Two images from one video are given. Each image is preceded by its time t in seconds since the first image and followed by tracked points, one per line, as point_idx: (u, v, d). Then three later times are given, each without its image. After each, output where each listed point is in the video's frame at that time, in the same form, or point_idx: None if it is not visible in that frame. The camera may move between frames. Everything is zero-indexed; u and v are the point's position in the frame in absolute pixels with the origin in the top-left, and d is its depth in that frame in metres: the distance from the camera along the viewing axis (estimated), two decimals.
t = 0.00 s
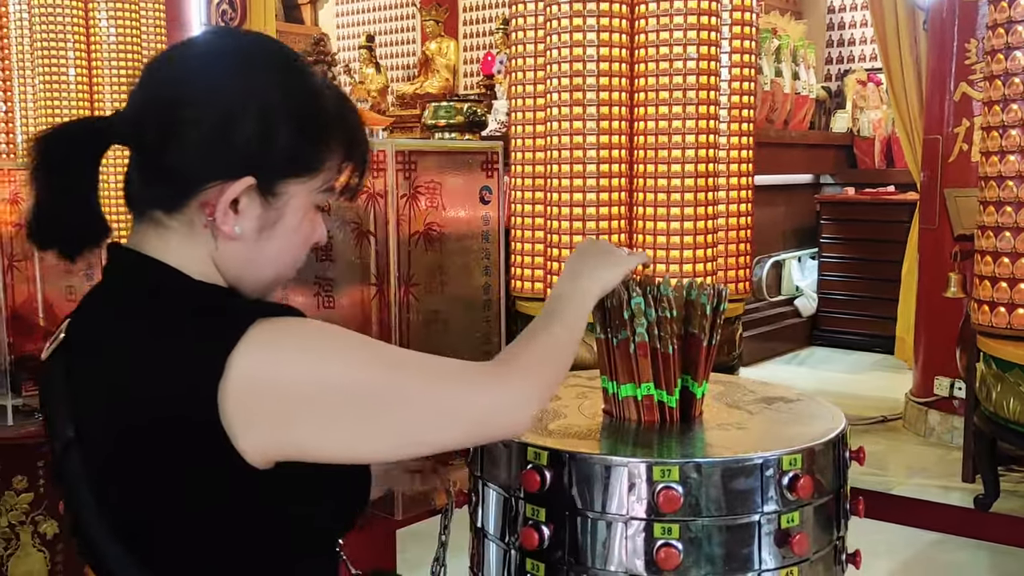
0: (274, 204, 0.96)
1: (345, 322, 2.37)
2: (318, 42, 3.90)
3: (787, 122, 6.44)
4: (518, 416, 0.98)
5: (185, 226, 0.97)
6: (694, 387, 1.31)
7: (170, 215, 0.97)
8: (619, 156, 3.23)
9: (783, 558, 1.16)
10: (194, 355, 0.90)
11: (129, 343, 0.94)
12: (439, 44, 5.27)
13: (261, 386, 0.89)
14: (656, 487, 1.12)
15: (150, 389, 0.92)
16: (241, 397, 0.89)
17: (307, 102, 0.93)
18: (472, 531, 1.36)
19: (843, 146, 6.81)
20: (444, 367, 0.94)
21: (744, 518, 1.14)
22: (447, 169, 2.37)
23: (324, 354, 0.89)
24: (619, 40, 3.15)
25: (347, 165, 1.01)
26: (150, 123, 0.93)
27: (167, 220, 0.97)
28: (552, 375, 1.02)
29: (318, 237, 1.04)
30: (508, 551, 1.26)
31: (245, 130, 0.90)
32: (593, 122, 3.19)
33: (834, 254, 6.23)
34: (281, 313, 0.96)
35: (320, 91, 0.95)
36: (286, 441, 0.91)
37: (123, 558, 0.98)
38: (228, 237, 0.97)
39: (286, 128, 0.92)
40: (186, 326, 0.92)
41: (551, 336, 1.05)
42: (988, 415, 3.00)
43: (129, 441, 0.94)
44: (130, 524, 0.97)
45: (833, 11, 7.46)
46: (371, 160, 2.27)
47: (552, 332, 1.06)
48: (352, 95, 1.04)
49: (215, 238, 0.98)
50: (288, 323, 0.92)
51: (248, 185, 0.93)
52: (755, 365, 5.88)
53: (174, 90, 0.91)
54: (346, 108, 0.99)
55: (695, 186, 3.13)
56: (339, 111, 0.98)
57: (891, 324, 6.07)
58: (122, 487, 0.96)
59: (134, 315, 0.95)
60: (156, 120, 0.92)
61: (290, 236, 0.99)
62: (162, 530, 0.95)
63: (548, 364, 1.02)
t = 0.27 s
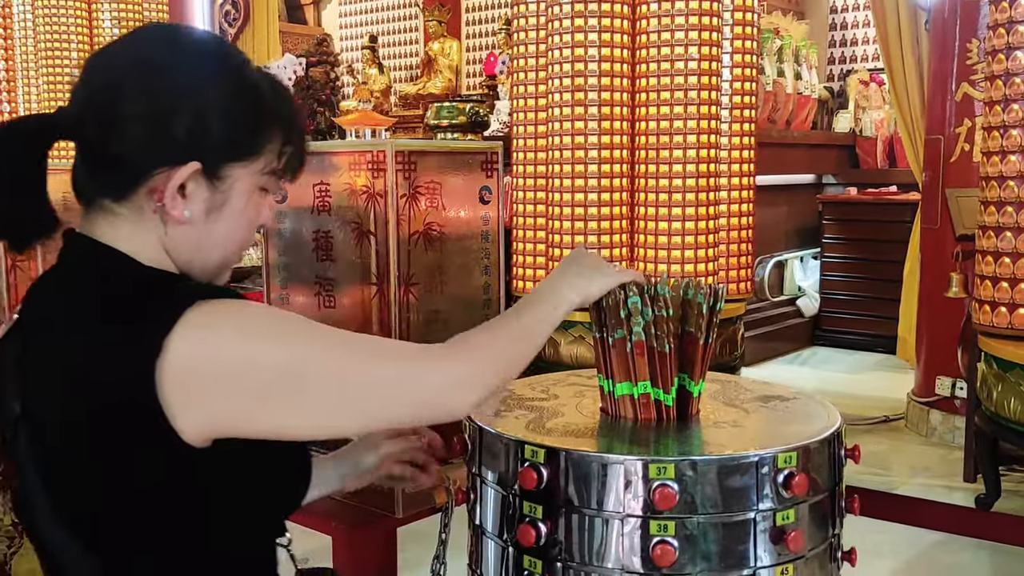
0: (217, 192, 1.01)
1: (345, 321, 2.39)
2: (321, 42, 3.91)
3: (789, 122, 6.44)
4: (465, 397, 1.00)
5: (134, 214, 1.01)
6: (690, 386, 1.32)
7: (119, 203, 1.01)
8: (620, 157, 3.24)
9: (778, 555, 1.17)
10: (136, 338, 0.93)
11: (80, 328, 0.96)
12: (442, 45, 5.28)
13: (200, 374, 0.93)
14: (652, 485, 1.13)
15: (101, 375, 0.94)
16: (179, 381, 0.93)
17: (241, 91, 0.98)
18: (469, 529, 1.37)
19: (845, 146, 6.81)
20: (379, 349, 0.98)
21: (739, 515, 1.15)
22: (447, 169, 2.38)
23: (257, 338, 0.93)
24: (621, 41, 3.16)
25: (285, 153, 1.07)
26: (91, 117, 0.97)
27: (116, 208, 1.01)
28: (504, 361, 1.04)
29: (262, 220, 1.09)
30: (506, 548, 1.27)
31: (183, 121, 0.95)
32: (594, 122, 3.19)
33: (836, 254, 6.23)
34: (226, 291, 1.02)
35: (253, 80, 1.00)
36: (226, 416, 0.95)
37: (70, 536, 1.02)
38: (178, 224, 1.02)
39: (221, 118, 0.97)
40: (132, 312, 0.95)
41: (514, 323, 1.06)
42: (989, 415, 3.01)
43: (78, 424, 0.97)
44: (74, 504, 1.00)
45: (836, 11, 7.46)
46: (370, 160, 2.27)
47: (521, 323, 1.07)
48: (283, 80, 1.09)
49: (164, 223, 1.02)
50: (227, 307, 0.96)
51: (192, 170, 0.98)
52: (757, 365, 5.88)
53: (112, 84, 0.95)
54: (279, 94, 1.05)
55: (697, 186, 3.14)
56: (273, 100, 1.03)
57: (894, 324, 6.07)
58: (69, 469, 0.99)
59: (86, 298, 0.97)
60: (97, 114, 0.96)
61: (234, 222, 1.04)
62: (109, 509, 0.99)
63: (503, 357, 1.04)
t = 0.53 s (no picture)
0: (183, 181, 1.03)
1: (350, 320, 2.39)
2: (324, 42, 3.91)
3: (790, 122, 6.45)
4: (405, 445, 1.04)
5: (102, 211, 1.04)
6: (692, 383, 1.33)
7: (87, 199, 1.03)
8: (622, 158, 3.25)
9: (780, 551, 1.18)
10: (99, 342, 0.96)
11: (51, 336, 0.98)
12: (444, 45, 5.29)
13: (158, 369, 0.95)
14: (655, 481, 1.14)
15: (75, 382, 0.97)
16: (136, 380, 0.96)
17: (203, 93, 1.01)
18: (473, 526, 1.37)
19: (847, 146, 6.81)
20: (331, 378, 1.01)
21: (741, 511, 1.15)
22: (449, 169, 2.39)
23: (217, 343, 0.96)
24: (623, 41, 3.17)
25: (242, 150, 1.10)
26: (57, 114, 0.99)
27: (84, 204, 1.04)
28: (446, 409, 1.07)
29: (228, 212, 1.12)
30: (509, 544, 1.27)
31: (145, 120, 0.98)
32: (596, 122, 3.21)
33: (838, 254, 6.23)
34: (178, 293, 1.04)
35: (216, 83, 1.03)
36: (166, 420, 0.97)
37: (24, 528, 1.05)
38: (146, 215, 1.04)
39: (184, 118, 1.00)
40: (89, 307, 0.98)
41: (462, 373, 1.10)
42: (991, 414, 3.02)
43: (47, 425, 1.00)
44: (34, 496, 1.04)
45: (837, 10, 7.47)
46: (373, 160, 2.28)
47: (469, 373, 1.10)
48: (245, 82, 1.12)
49: (133, 216, 1.04)
50: (187, 306, 0.99)
51: (158, 163, 1.00)
52: (759, 365, 5.89)
53: (78, 84, 0.98)
54: (242, 97, 1.08)
55: (698, 186, 3.14)
56: (236, 104, 1.06)
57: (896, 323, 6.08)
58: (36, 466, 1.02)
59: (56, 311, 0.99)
60: (63, 113, 0.99)
61: (199, 212, 1.07)
62: (68, 506, 1.03)
63: (444, 408, 1.07)
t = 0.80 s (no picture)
0: (185, 178, 1.04)
1: (352, 321, 2.40)
2: (325, 43, 3.92)
3: (791, 122, 6.45)
4: (332, 549, 1.04)
5: (105, 211, 1.03)
6: (696, 386, 1.33)
7: (91, 199, 1.03)
8: (623, 159, 3.26)
9: (782, 552, 1.18)
10: (82, 360, 0.97)
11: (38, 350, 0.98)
12: (445, 45, 5.29)
13: (132, 387, 0.96)
14: (658, 482, 1.14)
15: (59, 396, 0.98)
16: (109, 395, 0.96)
17: (199, 96, 1.02)
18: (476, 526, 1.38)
19: (847, 146, 6.81)
20: (292, 462, 1.03)
21: (744, 513, 1.16)
22: (452, 170, 2.39)
23: (196, 383, 0.98)
24: (624, 42, 3.18)
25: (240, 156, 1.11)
26: (55, 117, 1.00)
27: (88, 204, 1.03)
28: (389, 517, 1.07)
29: (229, 212, 1.12)
30: (513, 546, 1.28)
31: (142, 119, 0.99)
32: (597, 123, 3.21)
33: (838, 254, 6.24)
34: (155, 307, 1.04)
35: (212, 85, 1.04)
36: (123, 438, 0.97)
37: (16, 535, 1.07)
38: (149, 213, 1.04)
39: (179, 121, 1.01)
40: (67, 316, 0.98)
41: (422, 486, 1.09)
42: (992, 414, 3.03)
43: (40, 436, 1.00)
44: (25, 515, 1.05)
45: (837, 11, 7.47)
46: (377, 161, 2.29)
47: (430, 480, 1.10)
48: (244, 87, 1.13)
49: (137, 214, 1.04)
50: (171, 332, 1.00)
51: (159, 159, 1.01)
52: (760, 365, 5.89)
53: (74, 86, 0.99)
54: (240, 100, 1.09)
55: (699, 186, 3.15)
56: (234, 109, 1.07)
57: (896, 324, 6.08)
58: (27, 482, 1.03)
59: (38, 320, 0.99)
60: (62, 115, 1.00)
61: (202, 210, 1.07)
62: (57, 527, 1.03)
63: (387, 517, 1.07)
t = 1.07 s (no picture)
0: (207, 176, 1.03)
1: (351, 321, 2.40)
2: (325, 43, 3.92)
3: (791, 122, 6.45)
4: (335, 563, 1.03)
5: (128, 208, 1.02)
6: (694, 385, 1.32)
7: (112, 197, 1.02)
8: (623, 159, 3.26)
9: (789, 550, 1.19)
10: (99, 364, 0.96)
11: (46, 352, 0.99)
12: (445, 46, 5.29)
13: (148, 390, 0.95)
14: (668, 484, 1.14)
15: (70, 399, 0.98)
16: (126, 400, 0.96)
17: (214, 91, 1.02)
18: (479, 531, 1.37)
19: (847, 146, 6.81)
20: (302, 473, 1.02)
21: (752, 512, 1.16)
22: (451, 170, 2.39)
23: (211, 387, 0.97)
24: (624, 42, 3.18)
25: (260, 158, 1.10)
26: (76, 114, 1.00)
27: (109, 202, 1.02)
28: (394, 532, 1.06)
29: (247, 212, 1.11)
30: (517, 549, 1.27)
31: (157, 117, 0.98)
32: (597, 123, 3.21)
33: (838, 254, 6.24)
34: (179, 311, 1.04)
35: (231, 83, 1.04)
36: (141, 443, 0.97)
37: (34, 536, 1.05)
38: (171, 210, 1.03)
39: (199, 118, 1.00)
40: (89, 315, 0.98)
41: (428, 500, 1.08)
42: (992, 414, 3.03)
43: (38, 440, 1.01)
44: (39, 519, 1.04)
45: (838, 11, 7.47)
46: (376, 162, 2.29)
47: (439, 493, 1.09)
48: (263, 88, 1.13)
49: (159, 212, 1.03)
50: (187, 336, 0.99)
51: (182, 157, 1.00)
52: (760, 365, 5.90)
53: (95, 83, 0.99)
54: (259, 98, 1.08)
55: (699, 186, 3.15)
56: (254, 108, 1.07)
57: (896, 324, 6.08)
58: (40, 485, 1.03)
59: (46, 321, 1.00)
60: (82, 114, 0.99)
61: (224, 208, 1.06)
62: (70, 528, 1.03)
63: (392, 532, 1.06)
